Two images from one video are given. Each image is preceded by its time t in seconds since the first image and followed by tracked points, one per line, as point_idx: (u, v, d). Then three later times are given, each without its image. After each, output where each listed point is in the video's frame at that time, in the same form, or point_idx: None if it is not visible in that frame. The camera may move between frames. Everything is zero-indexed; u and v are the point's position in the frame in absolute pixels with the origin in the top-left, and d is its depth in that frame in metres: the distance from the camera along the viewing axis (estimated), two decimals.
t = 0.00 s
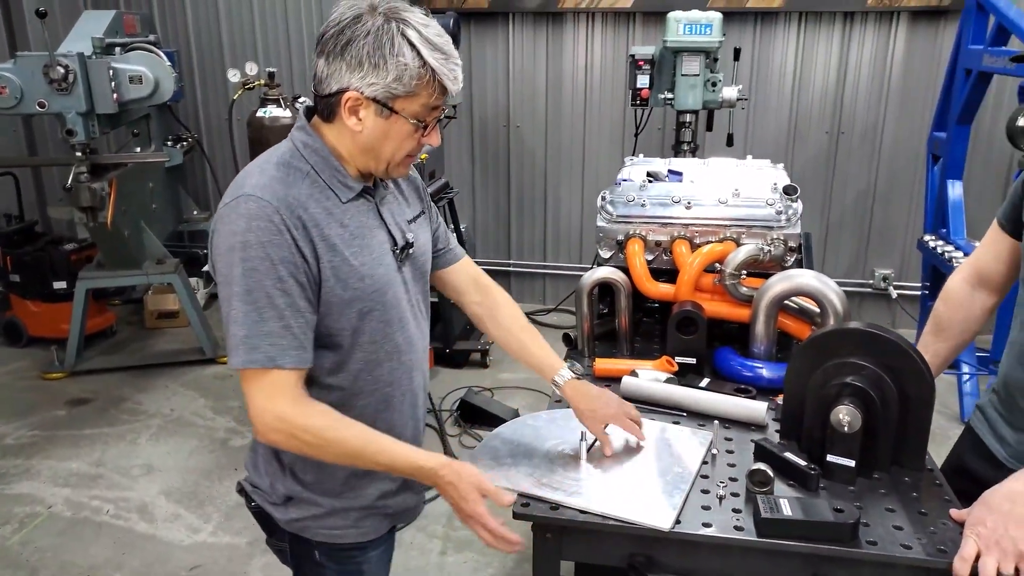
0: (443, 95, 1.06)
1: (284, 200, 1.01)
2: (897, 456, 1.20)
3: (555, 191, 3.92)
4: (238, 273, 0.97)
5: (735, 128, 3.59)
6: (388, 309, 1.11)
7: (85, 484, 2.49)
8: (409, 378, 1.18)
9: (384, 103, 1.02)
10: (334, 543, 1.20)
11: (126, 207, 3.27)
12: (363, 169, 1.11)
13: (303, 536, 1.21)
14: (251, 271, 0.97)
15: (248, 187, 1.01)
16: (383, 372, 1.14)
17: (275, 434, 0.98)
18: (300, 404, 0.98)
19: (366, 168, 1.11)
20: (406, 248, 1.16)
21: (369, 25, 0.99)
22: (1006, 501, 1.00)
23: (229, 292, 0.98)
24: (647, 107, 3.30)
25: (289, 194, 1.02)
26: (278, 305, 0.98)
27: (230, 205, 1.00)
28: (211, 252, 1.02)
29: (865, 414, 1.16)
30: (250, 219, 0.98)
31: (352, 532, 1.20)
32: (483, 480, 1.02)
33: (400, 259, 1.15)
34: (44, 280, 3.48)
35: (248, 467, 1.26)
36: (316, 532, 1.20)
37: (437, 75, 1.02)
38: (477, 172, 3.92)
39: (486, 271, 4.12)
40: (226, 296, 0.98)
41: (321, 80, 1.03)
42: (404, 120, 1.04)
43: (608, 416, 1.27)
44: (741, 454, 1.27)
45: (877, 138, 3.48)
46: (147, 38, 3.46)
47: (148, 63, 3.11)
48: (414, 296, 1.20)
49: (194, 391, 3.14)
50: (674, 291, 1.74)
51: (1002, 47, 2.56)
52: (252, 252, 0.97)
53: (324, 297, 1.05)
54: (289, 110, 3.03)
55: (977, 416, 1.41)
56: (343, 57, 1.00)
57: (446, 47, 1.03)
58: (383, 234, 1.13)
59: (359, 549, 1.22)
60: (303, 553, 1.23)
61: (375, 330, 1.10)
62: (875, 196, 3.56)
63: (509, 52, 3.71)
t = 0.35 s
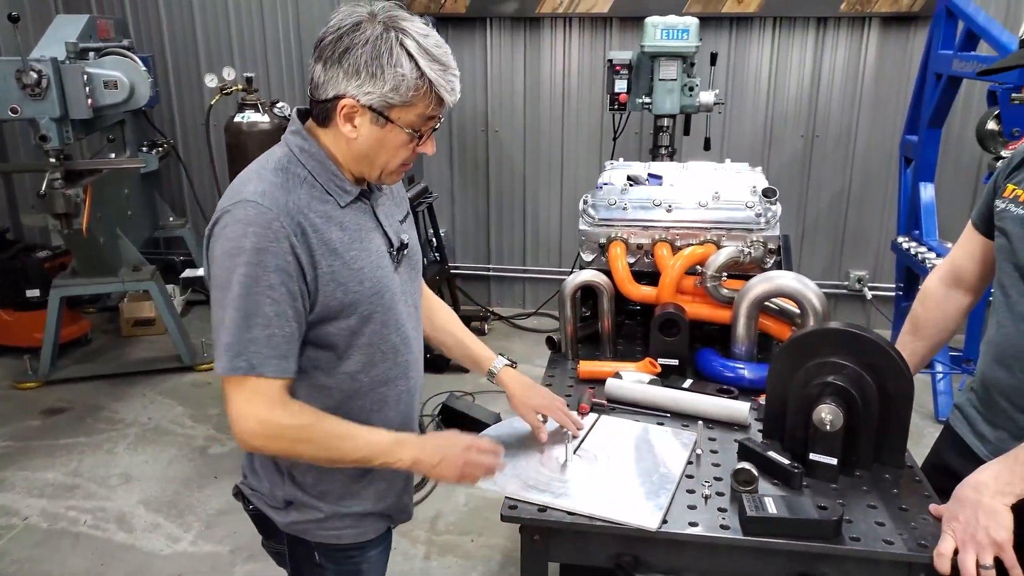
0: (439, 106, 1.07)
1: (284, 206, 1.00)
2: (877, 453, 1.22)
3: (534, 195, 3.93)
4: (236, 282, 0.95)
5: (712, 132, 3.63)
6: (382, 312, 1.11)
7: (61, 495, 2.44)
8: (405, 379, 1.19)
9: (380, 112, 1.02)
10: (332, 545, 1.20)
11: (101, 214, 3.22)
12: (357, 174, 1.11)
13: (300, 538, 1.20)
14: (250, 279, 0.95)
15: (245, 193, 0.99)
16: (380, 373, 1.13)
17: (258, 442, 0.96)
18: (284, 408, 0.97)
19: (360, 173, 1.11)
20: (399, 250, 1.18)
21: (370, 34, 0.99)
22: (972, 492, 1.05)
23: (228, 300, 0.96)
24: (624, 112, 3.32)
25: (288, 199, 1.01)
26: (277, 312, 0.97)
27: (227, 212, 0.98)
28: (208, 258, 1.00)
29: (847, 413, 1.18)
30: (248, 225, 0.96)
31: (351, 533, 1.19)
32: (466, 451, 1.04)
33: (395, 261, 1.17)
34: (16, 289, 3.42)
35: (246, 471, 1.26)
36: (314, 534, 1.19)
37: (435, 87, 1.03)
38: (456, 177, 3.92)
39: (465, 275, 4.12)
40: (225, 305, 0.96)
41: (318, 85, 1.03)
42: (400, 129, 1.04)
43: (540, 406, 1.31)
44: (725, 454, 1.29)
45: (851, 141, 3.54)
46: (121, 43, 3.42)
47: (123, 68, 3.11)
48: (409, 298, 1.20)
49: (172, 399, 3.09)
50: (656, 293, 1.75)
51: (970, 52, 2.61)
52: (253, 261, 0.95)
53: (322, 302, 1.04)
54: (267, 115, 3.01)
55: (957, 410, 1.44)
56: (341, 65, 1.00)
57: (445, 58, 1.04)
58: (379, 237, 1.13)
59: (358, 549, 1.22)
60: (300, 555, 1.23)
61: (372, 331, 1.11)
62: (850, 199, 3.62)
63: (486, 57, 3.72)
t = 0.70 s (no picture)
0: (427, 109, 1.07)
1: (313, 211, 1.05)
2: (860, 451, 1.24)
3: (516, 198, 3.94)
4: (296, 286, 1.01)
5: (692, 135, 3.66)
6: (393, 303, 1.18)
7: (40, 504, 2.41)
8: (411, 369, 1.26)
9: (367, 116, 1.03)
10: (345, 543, 1.23)
11: (79, 219, 3.18)
12: (353, 176, 1.13)
13: (314, 538, 1.23)
14: (310, 279, 1.02)
15: (267, 205, 1.03)
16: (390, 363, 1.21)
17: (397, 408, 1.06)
18: (404, 372, 1.07)
19: (355, 175, 1.13)
20: (400, 243, 1.24)
21: (357, 39, 1.00)
22: (955, 491, 1.06)
23: (296, 303, 1.02)
24: (605, 115, 3.34)
25: (310, 204, 1.05)
26: (346, 302, 1.04)
27: (259, 225, 1.02)
28: (244, 276, 1.04)
29: (830, 412, 1.20)
30: (288, 234, 1.01)
31: (363, 531, 1.23)
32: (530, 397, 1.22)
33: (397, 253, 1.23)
34: None
35: (255, 475, 1.28)
36: (327, 534, 1.22)
37: (422, 90, 1.03)
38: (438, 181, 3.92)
39: (448, 280, 4.12)
40: (290, 310, 1.02)
41: (307, 90, 1.04)
42: (388, 132, 1.05)
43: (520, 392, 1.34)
44: (710, 454, 1.30)
45: (830, 144, 3.59)
46: (99, 47, 3.38)
47: (102, 73, 3.09)
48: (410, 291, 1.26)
49: (153, 406, 3.06)
50: (640, 295, 1.77)
51: (945, 56, 2.66)
52: (306, 264, 1.01)
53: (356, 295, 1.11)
54: (248, 119, 2.99)
55: (938, 409, 1.46)
56: (328, 69, 1.01)
57: (431, 61, 1.04)
58: (384, 232, 1.19)
59: (368, 548, 1.26)
60: (307, 556, 1.26)
61: (388, 321, 1.18)
62: (829, 201, 3.67)
63: (468, 60, 3.72)
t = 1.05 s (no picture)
0: (427, 103, 1.10)
1: (319, 201, 1.08)
2: (843, 449, 1.25)
3: (500, 201, 3.94)
4: (303, 272, 1.04)
5: (675, 138, 3.69)
6: (398, 293, 1.20)
7: (20, 512, 2.37)
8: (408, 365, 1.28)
9: (371, 110, 1.06)
10: (340, 526, 1.24)
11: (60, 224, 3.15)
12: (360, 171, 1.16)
13: (312, 520, 1.25)
14: (315, 265, 1.04)
15: (275, 195, 1.06)
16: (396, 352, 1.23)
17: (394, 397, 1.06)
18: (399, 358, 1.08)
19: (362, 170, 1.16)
20: (404, 236, 1.26)
21: (359, 37, 1.03)
22: (940, 489, 1.08)
23: (302, 288, 1.04)
24: (589, 118, 3.35)
25: (316, 194, 1.08)
26: (352, 288, 1.06)
27: (267, 214, 1.05)
28: (254, 264, 1.07)
29: (813, 410, 1.21)
30: (295, 221, 1.04)
31: (357, 515, 1.23)
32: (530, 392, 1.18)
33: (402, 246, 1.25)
34: None
35: (260, 457, 1.30)
36: (323, 515, 1.23)
37: (421, 84, 1.06)
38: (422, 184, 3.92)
39: (432, 283, 4.11)
40: (296, 295, 1.05)
41: (314, 87, 1.08)
42: (390, 126, 1.08)
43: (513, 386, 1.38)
44: (696, 453, 1.31)
45: (810, 147, 3.63)
46: (77, 51, 3.35)
47: (81, 74, 3.02)
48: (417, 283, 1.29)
49: (135, 411, 3.03)
50: (625, 296, 1.78)
51: (922, 60, 2.71)
52: (312, 250, 1.04)
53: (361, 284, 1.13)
54: (231, 122, 2.97)
55: (920, 405, 1.48)
56: (333, 67, 1.05)
57: (430, 56, 1.07)
58: (388, 225, 1.22)
59: (362, 533, 1.26)
60: (304, 536, 1.28)
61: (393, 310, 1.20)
62: (809, 203, 3.71)
63: (451, 64, 3.73)
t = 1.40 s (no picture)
0: (426, 104, 1.17)
1: (294, 179, 1.18)
2: (827, 446, 1.27)
3: (484, 204, 3.95)
4: (258, 238, 1.15)
5: (658, 140, 3.72)
6: (377, 280, 1.25)
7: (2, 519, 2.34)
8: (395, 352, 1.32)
9: (372, 104, 1.15)
10: (327, 487, 1.34)
11: (40, 229, 3.12)
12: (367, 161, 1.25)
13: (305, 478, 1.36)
14: (270, 234, 1.15)
15: (262, 167, 1.19)
16: (380, 334, 1.29)
17: (294, 374, 1.15)
18: (313, 343, 1.16)
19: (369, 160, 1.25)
20: (406, 229, 1.29)
21: (365, 36, 1.12)
22: (914, 482, 1.09)
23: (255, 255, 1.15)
24: (572, 121, 3.37)
25: (299, 172, 1.19)
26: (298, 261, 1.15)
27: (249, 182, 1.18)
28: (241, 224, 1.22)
29: (798, 408, 1.23)
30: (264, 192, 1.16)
31: (343, 478, 1.33)
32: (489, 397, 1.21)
33: (400, 238, 1.29)
34: None
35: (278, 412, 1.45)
36: (311, 474, 1.34)
37: (416, 85, 1.13)
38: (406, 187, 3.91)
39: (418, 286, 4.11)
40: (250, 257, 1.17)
41: (330, 79, 1.18)
42: (389, 121, 1.17)
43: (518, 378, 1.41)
44: (682, 451, 1.32)
45: (792, 148, 3.67)
46: (56, 53, 3.30)
47: (61, 77, 3.05)
48: (419, 275, 1.33)
49: (118, 417, 3.00)
50: (611, 298, 1.80)
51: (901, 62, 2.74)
52: (268, 220, 1.15)
53: (328, 264, 1.21)
54: (214, 125, 2.95)
55: (900, 403, 1.51)
56: (342, 62, 1.15)
57: (431, 61, 1.14)
58: (384, 216, 1.27)
59: (349, 496, 1.35)
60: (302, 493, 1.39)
61: (373, 294, 1.26)
62: (791, 205, 3.75)
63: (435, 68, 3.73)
